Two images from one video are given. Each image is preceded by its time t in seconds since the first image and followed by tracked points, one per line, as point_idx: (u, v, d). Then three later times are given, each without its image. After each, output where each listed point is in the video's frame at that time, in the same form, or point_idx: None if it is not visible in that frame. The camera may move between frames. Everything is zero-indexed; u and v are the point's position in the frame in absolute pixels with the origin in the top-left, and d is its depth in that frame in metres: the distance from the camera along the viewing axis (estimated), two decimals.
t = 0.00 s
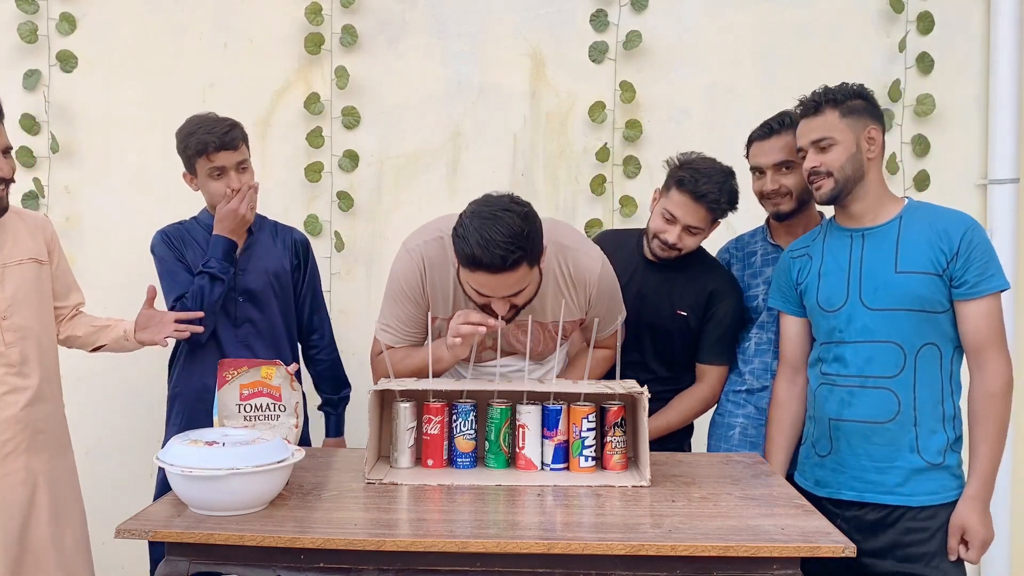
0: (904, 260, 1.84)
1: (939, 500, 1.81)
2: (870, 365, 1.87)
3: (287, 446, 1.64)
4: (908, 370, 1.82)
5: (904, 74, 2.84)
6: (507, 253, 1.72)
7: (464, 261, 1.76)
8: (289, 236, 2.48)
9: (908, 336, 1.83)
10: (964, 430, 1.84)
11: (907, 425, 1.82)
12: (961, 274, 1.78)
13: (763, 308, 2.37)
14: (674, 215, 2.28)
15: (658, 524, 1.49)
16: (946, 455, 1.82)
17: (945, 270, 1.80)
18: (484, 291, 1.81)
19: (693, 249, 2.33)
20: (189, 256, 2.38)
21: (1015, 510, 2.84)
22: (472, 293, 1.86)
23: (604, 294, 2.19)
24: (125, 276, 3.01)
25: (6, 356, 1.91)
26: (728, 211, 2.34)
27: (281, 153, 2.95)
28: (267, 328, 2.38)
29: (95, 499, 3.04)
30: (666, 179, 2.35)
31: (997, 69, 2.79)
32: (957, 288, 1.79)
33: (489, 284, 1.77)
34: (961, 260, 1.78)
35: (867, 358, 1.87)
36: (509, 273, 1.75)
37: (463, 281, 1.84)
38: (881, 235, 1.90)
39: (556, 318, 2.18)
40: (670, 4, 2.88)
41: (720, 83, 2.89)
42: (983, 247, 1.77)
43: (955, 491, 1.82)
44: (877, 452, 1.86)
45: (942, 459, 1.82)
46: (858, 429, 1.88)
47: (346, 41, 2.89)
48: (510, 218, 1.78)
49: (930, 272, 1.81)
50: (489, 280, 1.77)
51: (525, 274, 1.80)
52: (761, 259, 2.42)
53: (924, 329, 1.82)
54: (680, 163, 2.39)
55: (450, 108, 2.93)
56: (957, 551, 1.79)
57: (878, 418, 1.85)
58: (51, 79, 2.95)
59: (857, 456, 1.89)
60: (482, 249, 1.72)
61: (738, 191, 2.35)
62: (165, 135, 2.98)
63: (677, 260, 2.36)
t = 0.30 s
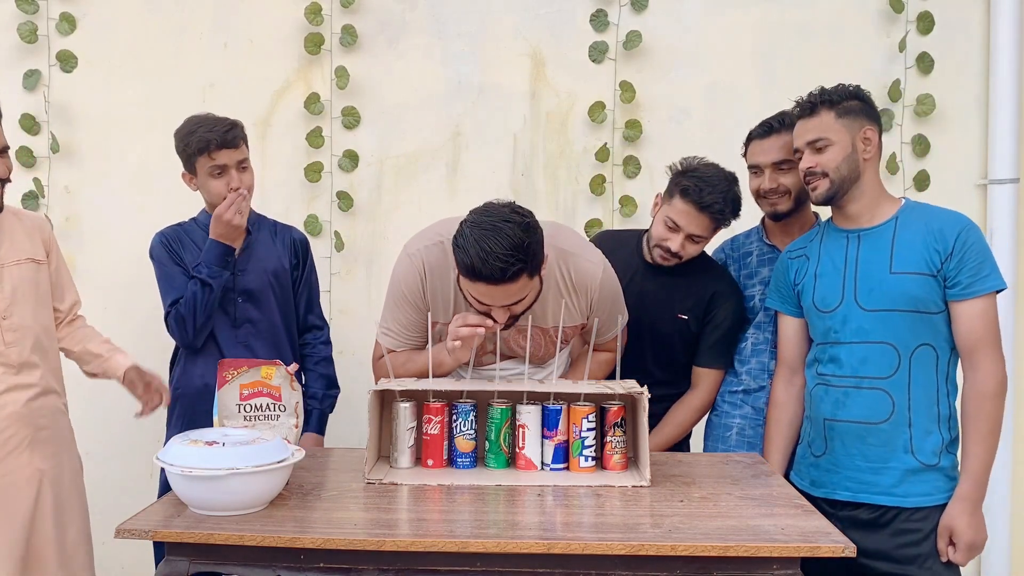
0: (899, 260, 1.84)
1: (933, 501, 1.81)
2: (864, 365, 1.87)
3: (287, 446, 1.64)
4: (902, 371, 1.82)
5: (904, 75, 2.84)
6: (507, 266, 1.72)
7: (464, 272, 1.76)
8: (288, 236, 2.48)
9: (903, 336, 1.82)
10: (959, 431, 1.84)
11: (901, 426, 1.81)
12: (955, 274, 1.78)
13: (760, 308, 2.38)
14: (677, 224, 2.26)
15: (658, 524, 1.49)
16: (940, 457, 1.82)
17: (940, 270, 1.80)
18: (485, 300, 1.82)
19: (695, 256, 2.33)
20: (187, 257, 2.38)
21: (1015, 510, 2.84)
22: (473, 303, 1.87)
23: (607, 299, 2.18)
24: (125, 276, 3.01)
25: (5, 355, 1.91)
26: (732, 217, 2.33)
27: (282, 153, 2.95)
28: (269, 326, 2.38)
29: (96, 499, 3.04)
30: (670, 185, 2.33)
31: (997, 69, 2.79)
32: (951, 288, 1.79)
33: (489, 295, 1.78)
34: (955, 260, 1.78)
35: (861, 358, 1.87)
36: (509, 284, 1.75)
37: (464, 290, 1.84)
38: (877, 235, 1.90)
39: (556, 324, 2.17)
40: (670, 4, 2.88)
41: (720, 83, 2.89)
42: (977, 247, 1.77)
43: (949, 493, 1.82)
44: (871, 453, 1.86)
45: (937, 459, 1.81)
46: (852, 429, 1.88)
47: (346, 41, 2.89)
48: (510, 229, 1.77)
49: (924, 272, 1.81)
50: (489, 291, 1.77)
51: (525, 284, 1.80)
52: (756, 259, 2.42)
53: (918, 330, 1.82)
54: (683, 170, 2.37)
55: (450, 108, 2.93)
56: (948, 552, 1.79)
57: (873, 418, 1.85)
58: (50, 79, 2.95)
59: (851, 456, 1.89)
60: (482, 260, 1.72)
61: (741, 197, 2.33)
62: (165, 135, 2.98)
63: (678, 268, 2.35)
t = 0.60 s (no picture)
0: (895, 260, 1.84)
1: (930, 502, 1.81)
2: (861, 366, 1.87)
3: (287, 446, 1.64)
4: (899, 371, 1.82)
5: (904, 74, 2.84)
6: (506, 267, 1.72)
7: (465, 273, 1.76)
8: (289, 235, 2.48)
9: (900, 337, 1.82)
10: (956, 432, 1.84)
11: (898, 426, 1.81)
12: (952, 275, 1.77)
13: (758, 309, 2.38)
14: (677, 234, 2.24)
15: (658, 524, 1.49)
16: (937, 457, 1.82)
17: (936, 270, 1.79)
18: (486, 301, 1.82)
19: (696, 264, 2.31)
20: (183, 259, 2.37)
21: (1015, 510, 2.84)
22: (473, 305, 1.88)
23: (607, 298, 2.18)
24: (125, 276, 3.01)
25: (16, 353, 1.91)
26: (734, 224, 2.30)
27: (282, 153, 2.95)
28: (271, 325, 2.38)
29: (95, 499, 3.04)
30: (670, 194, 2.31)
31: (997, 69, 2.79)
32: (947, 288, 1.79)
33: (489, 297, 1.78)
34: (951, 260, 1.77)
35: (858, 358, 1.87)
36: (510, 286, 1.75)
37: (464, 291, 1.84)
38: (874, 236, 1.90)
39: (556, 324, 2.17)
40: (670, 4, 2.88)
41: (720, 83, 2.89)
42: (974, 247, 1.76)
43: (946, 493, 1.82)
44: (868, 453, 1.86)
45: (934, 460, 1.81)
46: (849, 430, 1.88)
47: (346, 41, 2.89)
48: (510, 231, 1.77)
49: (920, 273, 1.81)
50: (490, 292, 1.77)
51: (525, 286, 1.80)
52: (754, 259, 2.42)
53: (915, 330, 1.81)
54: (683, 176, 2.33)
55: (450, 108, 2.93)
56: (945, 553, 1.79)
57: (870, 419, 1.85)
58: (50, 79, 2.95)
59: (849, 457, 1.89)
60: (482, 262, 1.72)
61: (743, 204, 2.31)
62: (165, 135, 2.98)
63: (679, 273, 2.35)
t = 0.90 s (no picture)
0: (892, 260, 1.84)
1: (928, 502, 1.81)
2: (858, 366, 1.87)
3: (287, 446, 1.63)
4: (896, 372, 1.82)
5: (904, 74, 2.84)
6: (507, 269, 1.72)
7: (465, 274, 1.76)
8: (287, 236, 2.49)
9: (897, 337, 1.82)
10: (954, 432, 1.84)
11: (897, 426, 1.81)
12: (949, 275, 1.77)
13: (757, 309, 2.39)
14: (676, 237, 2.24)
15: (658, 524, 1.49)
16: (935, 457, 1.82)
17: (933, 270, 1.79)
18: (486, 303, 1.82)
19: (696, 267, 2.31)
20: (179, 262, 2.37)
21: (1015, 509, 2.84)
22: (473, 305, 1.87)
23: (607, 300, 2.18)
24: (125, 276, 3.01)
25: (25, 353, 1.91)
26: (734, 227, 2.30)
27: (282, 153, 2.95)
28: (268, 327, 2.40)
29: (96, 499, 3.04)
30: (670, 197, 2.30)
31: (996, 69, 2.79)
32: (944, 288, 1.79)
33: (491, 299, 1.78)
34: (948, 260, 1.77)
35: (855, 359, 1.87)
36: (510, 288, 1.75)
37: (464, 292, 1.84)
38: (871, 236, 1.90)
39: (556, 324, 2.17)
40: (671, 4, 2.88)
41: (720, 83, 2.89)
42: (971, 247, 1.76)
43: (944, 494, 1.82)
44: (866, 454, 1.86)
45: (932, 460, 1.81)
46: (847, 430, 1.88)
47: (346, 41, 2.89)
48: (511, 232, 1.77)
49: (917, 273, 1.81)
50: (490, 294, 1.77)
51: (525, 288, 1.80)
52: (755, 260, 2.42)
53: (912, 330, 1.81)
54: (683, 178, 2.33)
55: (450, 108, 2.93)
56: (944, 553, 1.79)
57: (868, 419, 1.85)
58: (50, 79, 2.95)
59: (847, 457, 1.89)
60: (483, 263, 1.72)
61: (743, 207, 2.30)
62: (165, 135, 2.98)
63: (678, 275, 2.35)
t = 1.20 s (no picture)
0: (893, 261, 1.84)
1: (927, 502, 1.81)
2: (858, 366, 1.87)
3: (287, 446, 1.63)
4: (896, 372, 1.82)
5: (904, 74, 2.84)
6: (507, 264, 1.72)
7: (465, 269, 1.76)
8: (279, 236, 2.52)
9: (898, 337, 1.82)
10: (954, 433, 1.84)
11: (897, 426, 1.81)
12: (951, 276, 1.77)
13: (757, 310, 2.38)
14: (670, 237, 2.24)
15: (658, 525, 1.49)
16: (935, 457, 1.82)
17: (934, 271, 1.79)
18: (486, 296, 1.82)
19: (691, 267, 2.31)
20: (174, 263, 2.37)
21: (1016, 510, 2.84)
22: (473, 300, 1.88)
23: (606, 299, 2.18)
24: (125, 276, 3.01)
25: (24, 356, 1.91)
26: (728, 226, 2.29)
27: (282, 153, 2.95)
28: (263, 327, 2.43)
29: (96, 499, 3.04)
30: (665, 195, 2.29)
31: (997, 69, 2.79)
32: (945, 289, 1.79)
33: (490, 294, 1.79)
34: (950, 261, 1.77)
35: (855, 359, 1.87)
36: (508, 282, 1.76)
37: (464, 285, 1.85)
38: (872, 236, 1.90)
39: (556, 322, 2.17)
40: (670, 4, 2.88)
41: (720, 83, 2.89)
42: (972, 248, 1.76)
43: (944, 494, 1.82)
44: (866, 454, 1.86)
45: (932, 460, 1.81)
46: (847, 430, 1.88)
47: (346, 40, 2.89)
48: (510, 227, 1.76)
49: (918, 273, 1.81)
50: (489, 288, 1.78)
51: (524, 283, 1.80)
52: (760, 262, 2.41)
53: (912, 331, 1.82)
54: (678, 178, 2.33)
55: (450, 108, 2.93)
56: (943, 554, 1.79)
57: (868, 419, 1.85)
58: (50, 79, 2.95)
59: (846, 457, 1.89)
60: (483, 258, 1.72)
61: (738, 207, 2.29)
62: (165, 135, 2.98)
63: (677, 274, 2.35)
